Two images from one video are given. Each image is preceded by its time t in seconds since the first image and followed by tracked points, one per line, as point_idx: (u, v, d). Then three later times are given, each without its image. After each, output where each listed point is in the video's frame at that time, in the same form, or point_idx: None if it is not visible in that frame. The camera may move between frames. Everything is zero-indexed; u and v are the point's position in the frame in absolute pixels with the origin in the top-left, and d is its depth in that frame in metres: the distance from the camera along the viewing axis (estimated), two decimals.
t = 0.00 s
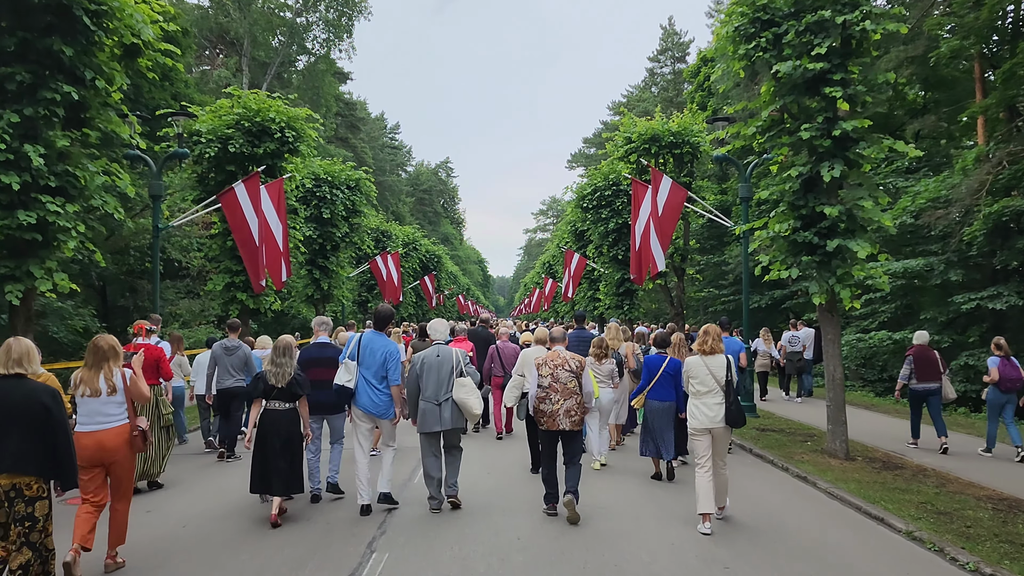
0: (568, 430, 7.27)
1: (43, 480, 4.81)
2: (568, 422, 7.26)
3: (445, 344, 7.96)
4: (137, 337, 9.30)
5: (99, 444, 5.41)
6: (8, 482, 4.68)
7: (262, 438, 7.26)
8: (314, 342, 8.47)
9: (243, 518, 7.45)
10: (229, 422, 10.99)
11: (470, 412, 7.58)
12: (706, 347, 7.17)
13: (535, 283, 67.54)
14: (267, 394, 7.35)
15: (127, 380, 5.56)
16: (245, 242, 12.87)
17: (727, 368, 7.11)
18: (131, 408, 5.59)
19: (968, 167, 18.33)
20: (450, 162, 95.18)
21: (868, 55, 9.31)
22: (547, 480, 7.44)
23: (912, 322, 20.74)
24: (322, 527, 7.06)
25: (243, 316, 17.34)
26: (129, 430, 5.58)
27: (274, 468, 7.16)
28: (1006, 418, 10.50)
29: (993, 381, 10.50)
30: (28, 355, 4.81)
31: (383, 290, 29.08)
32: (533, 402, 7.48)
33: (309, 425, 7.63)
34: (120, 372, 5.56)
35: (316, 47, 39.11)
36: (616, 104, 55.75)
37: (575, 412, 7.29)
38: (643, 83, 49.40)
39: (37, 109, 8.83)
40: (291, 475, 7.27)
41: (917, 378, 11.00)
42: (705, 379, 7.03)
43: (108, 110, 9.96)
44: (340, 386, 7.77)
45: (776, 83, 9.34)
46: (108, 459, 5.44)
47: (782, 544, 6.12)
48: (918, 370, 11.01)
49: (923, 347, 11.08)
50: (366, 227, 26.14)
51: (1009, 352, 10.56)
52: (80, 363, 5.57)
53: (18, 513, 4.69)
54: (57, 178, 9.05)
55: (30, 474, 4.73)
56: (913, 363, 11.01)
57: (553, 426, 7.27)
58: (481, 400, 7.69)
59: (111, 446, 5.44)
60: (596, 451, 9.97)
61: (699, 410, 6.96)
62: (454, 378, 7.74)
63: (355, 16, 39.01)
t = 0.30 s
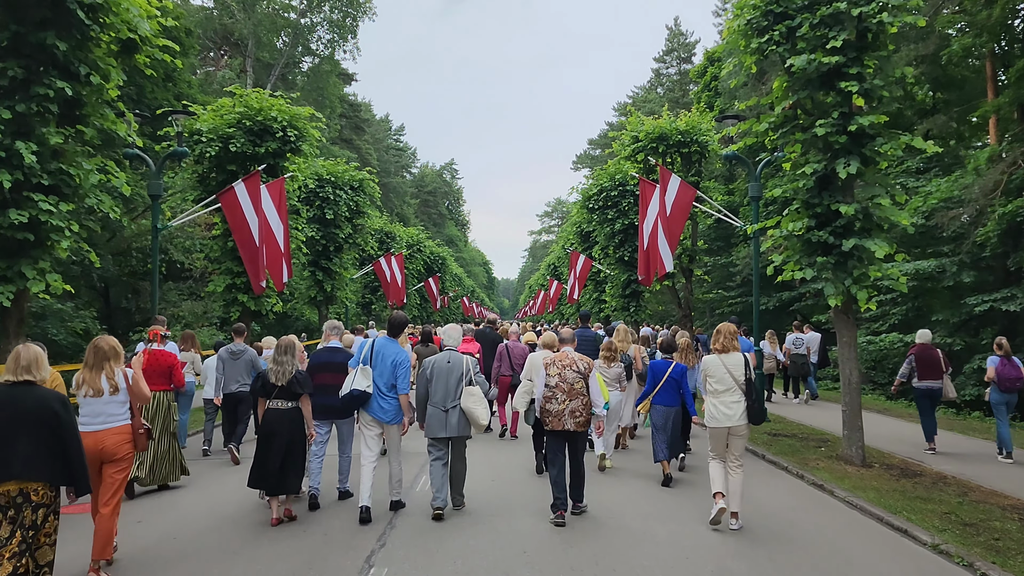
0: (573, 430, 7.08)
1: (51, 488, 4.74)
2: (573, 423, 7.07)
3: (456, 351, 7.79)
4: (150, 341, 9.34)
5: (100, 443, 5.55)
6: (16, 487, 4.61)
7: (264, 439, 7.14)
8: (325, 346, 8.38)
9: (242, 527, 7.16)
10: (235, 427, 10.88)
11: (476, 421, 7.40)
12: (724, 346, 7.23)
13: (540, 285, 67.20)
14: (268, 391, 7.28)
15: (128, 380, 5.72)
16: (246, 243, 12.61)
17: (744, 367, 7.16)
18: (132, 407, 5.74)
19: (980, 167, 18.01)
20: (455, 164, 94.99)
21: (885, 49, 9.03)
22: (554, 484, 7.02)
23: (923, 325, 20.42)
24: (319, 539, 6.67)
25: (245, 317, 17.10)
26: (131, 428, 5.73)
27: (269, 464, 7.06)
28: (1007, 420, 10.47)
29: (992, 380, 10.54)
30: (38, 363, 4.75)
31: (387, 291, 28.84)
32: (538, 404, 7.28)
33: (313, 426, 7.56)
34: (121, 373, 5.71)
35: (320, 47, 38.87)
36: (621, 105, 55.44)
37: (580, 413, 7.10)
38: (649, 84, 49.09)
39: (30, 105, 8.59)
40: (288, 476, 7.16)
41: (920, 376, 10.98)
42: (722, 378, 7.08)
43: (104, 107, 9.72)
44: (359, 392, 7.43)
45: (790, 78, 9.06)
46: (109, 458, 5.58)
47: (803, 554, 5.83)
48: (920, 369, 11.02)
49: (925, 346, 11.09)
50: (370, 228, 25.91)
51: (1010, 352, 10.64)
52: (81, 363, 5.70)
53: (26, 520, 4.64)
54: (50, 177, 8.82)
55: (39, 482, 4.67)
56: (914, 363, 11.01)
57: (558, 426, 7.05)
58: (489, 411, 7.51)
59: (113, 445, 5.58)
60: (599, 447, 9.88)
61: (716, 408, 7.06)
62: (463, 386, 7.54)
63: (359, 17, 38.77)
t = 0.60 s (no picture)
0: (588, 432, 6.95)
1: (63, 483, 4.75)
2: (589, 424, 6.94)
3: (466, 349, 7.61)
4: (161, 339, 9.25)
5: (100, 444, 5.54)
6: (28, 483, 4.62)
7: (272, 446, 7.00)
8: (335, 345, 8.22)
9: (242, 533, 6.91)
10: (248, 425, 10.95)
11: (487, 420, 7.20)
12: (736, 354, 6.98)
13: (547, 286, 66.90)
14: (278, 396, 7.12)
15: (129, 382, 5.77)
16: (247, 244, 12.37)
17: (759, 374, 6.93)
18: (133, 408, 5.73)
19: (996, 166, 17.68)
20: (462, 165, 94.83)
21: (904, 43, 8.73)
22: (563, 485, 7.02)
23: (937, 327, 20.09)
24: (319, 550, 6.29)
25: (249, 318, 16.89)
26: (132, 430, 5.72)
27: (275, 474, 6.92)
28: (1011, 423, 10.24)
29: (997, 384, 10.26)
30: (52, 360, 4.75)
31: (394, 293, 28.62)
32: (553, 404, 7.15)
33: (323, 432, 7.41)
34: (123, 375, 5.77)
35: (327, 48, 38.64)
36: (628, 106, 55.13)
37: (595, 414, 6.97)
38: (657, 84, 48.77)
39: (25, 101, 8.38)
40: (296, 481, 7.10)
41: (925, 381, 10.70)
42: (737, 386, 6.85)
43: (101, 103, 9.51)
44: (366, 388, 7.29)
45: (806, 72, 8.79)
46: (110, 458, 5.56)
47: (824, 567, 5.56)
48: (925, 372, 10.78)
49: (930, 350, 10.83)
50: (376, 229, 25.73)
51: (1017, 355, 10.18)
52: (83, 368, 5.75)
53: (41, 515, 4.67)
54: (45, 175, 8.63)
55: (51, 477, 4.67)
56: (921, 366, 10.76)
57: (574, 428, 6.94)
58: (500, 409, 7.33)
59: (113, 445, 5.56)
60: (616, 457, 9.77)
61: (728, 416, 6.82)
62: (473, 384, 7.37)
63: (366, 17, 38.57)
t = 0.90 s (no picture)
0: (594, 437, 6.69)
1: (86, 484, 4.72)
2: (595, 429, 6.69)
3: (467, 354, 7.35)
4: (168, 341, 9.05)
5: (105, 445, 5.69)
6: (52, 485, 4.60)
7: (275, 444, 6.86)
8: (335, 350, 8.00)
9: (236, 538, 6.64)
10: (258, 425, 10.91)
11: (489, 426, 6.93)
12: (745, 350, 6.95)
13: (554, 287, 66.57)
14: (286, 395, 6.94)
15: (132, 384, 5.87)
16: (248, 243, 12.13)
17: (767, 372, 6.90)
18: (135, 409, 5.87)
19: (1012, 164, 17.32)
20: (469, 165, 94.62)
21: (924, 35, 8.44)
22: (573, 484, 7.03)
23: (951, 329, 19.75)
24: (311, 561, 5.85)
25: (251, 319, 16.69)
26: (134, 431, 5.88)
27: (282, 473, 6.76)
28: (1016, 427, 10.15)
29: (1002, 388, 10.12)
30: (74, 362, 4.75)
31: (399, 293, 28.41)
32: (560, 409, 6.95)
33: (330, 431, 7.25)
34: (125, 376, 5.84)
35: (333, 47, 38.44)
36: (636, 106, 54.82)
37: (601, 418, 6.72)
38: (665, 83, 48.45)
39: (17, 95, 8.17)
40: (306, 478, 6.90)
41: (931, 383, 10.50)
42: (746, 382, 6.82)
43: (98, 97, 9.29)
44: (376, 399, 6.95)
45: (822, 65, 8.51)
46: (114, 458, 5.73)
47: None
48: (932, 375, 10.52)
49: (934, 352, 10.65)
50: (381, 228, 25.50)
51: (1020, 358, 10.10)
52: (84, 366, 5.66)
53: (64, 516, 4.66)
54: (39, 171, 8.40)
55: (73, 478, 4.65)
56: (926, 370, 10.52)
57: (579, 433, 6.71)
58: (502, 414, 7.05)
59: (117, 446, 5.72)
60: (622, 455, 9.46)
61: (740, 413, 6.78)
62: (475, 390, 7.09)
63: (373, 16, 38.40)
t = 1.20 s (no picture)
0: (599, 431, 6.54)
1: (111, 475, 4.84)
2: (600, 424, 6.53)
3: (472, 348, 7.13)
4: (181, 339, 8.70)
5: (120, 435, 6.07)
6: (74, 476, 4.72)
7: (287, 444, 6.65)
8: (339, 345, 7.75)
9: (229, 541, 6.37)
10: (261, 423, 10.73)
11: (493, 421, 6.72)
12: (767, 352, 6.77)
13: (561, 286, 66.16)
14: (297, 395, 6.67)
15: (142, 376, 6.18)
16: (249, 240, 11.87)
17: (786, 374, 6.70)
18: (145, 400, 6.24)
19: None
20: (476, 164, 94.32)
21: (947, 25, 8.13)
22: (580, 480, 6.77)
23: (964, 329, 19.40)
24: (306, 570, 5.51)
25: (253, 316, 16.46)
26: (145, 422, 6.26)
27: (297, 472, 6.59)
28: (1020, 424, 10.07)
29: (1003, 385, 10.11)
30: (95, 358, 4.79)
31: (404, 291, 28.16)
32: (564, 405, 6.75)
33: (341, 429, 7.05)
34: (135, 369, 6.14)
35: (340, 45, 38.19)
36: (644, 104, 54.46)
37: (606, 413, 6.54)
38: (673, 82, 48.08)
39: (9, 85, 7.94)
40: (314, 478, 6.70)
41: (932, 380, 10.21)
42: (764, 385, 6.62)
43: (93, 89, 9.07)
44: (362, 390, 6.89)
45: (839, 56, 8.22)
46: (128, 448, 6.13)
47: None
48: (932, 373, 10.22)
49: (935, 350, 10.33)
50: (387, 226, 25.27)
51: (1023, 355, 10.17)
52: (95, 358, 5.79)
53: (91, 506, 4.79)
54: (32, 163, 8.18)
55: (98, 470, 4.76)
56: (927, 369, 10.22)
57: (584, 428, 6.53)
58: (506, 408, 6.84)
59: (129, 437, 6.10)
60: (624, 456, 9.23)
61: (757, 417, 6.57)
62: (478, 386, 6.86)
63: (380, 13, 38.17)
